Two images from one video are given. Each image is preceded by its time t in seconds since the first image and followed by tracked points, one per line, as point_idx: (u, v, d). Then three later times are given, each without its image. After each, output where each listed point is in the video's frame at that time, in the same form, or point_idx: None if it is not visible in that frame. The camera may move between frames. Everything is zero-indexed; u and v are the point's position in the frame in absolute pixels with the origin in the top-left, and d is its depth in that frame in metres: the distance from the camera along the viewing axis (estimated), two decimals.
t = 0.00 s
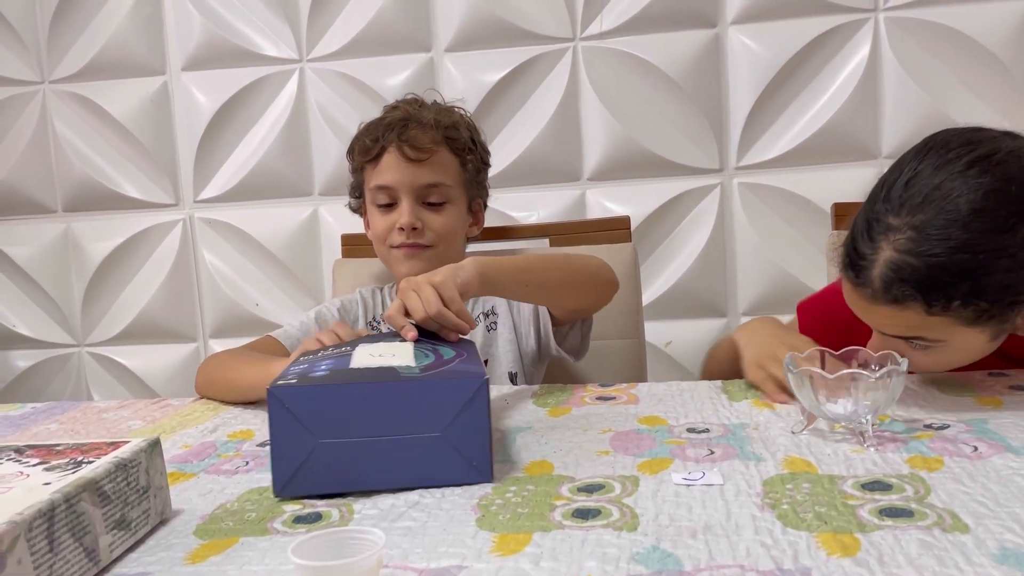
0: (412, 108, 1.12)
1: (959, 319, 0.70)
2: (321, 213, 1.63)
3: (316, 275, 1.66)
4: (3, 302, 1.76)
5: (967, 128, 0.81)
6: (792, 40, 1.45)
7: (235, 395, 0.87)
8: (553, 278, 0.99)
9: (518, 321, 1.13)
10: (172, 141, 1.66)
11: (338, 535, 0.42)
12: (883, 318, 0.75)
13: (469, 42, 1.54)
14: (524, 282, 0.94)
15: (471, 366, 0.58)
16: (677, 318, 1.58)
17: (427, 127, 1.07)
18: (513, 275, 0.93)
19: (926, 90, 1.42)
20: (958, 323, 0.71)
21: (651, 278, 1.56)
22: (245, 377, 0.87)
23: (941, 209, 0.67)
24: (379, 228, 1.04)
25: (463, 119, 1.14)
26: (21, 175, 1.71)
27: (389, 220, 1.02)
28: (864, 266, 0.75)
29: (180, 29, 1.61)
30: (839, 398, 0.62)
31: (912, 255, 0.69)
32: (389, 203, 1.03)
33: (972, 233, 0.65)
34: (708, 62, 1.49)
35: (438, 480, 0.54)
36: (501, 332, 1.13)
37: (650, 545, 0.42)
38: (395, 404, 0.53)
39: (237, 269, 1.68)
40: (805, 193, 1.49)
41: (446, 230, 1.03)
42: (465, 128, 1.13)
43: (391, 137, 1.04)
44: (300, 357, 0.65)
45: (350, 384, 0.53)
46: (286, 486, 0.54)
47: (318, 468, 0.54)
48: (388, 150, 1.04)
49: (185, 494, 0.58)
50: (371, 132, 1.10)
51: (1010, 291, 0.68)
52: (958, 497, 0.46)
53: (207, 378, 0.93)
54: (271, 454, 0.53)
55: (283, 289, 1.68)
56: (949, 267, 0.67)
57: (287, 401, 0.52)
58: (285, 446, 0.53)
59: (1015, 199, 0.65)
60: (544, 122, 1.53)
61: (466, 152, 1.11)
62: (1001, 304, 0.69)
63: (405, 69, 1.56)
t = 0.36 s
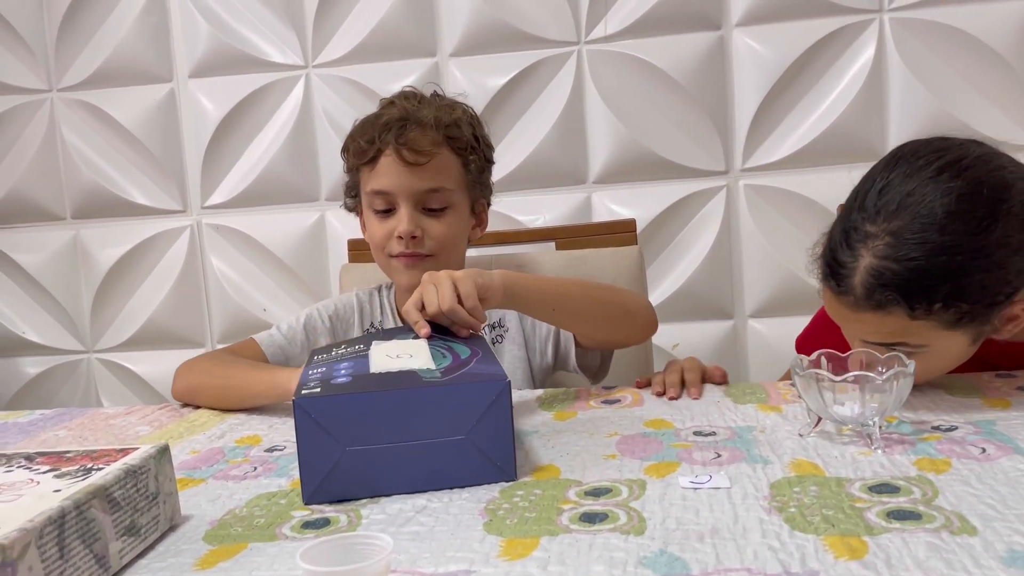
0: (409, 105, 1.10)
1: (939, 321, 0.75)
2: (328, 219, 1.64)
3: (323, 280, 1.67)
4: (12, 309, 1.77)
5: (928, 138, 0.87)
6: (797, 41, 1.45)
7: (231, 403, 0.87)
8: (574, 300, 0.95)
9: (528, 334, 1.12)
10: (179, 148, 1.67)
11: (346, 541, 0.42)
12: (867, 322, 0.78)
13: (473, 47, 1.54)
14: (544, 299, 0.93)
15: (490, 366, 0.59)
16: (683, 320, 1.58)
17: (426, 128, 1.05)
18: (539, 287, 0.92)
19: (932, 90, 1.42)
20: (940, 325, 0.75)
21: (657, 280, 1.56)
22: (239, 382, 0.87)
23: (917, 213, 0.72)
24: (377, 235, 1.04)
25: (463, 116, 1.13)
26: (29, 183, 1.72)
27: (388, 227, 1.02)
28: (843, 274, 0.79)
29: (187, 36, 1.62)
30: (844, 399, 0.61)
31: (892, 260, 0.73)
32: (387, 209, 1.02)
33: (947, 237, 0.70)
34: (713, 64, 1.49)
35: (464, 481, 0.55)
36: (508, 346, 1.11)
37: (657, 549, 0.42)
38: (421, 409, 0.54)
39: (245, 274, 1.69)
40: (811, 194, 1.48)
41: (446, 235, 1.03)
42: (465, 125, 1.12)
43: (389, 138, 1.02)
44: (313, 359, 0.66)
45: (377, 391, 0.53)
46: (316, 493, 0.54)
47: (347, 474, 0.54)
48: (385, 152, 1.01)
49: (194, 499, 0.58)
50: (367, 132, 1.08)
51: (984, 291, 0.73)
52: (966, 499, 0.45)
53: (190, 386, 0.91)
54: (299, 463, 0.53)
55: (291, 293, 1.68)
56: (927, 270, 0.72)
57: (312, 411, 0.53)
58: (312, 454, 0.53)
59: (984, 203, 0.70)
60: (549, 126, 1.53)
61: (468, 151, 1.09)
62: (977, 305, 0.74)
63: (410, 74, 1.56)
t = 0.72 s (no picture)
0: (412, 112, 1.09)
1: (903, 306, 0.76)
2: (335, 223, 1.65)
3: (331, 284, 1.68)
4: (23, 314, 1.79)
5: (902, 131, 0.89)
6: (803, 42, 1.45)
7: (239, 405, 0.87)
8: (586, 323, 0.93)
9: (532, 347, 1.09)
10: (188, 154, 1.68)
11: (355, 544, 0.43)
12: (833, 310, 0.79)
13: (479, 51, 1.55)
14: (554, 314, 0.91)
15: (495, 370, 0.59)
16: (691, 323, 1.57)
17: (431, 137, 1.04)
18: (555, 302, 0.92)
19: (939, 91, 1.41)
20: (904, 311, 0.77)
21: (664, 282, 1.56)
22: (245, 383, 0.88)
23: (878, 202, 0.74)
24: (382, 249, 1.03)
25: (466, 123, 1.12)
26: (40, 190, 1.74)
27: (393, 241, 1.01)
28: (810, 259, 0.82)
29: (195, 42, 1.63)
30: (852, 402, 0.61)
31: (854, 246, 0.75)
32: (390, 223, 1.01)
33: (906, 222, 0.72)
34: (718, 66, 1.49)
35: (471, 485, 0.56)
36: (511, 360, 1.09)
37: (666, 552, 0.42)
38: (428, 414, 0.54)
39: (253, 279, 1.70)
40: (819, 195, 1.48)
41: (452, 249, 1.02)
42: (469, 132, 1.11)
43: (392, 150, 1.01)
44: (316, 364, 0.66)
45: (384, 396, 0.53)
46: (324, 498, 0.54)
47: (354, 480, 0.54)
48: (388, 165, 1.00)
49: (205, 504, 0.59)
50: (368, 141, 1.07)
51: (946, 276, 0.75)
52: (974, 501, 0.45)
53: (184, 396, 0.90)
54: (307, 469, 0.54)
55: (299, 298, 1.69)
56: (888, 254, 0.74)
57: (319, 417, 0.53)
58: (319, 459, 0.54)
59: (943, 188, 0.72)
60: (555, 129, 1.53)
61: (472, 160, 1.09)
62: (939, 288, 0.75)
63: (417, 79, 1.57)
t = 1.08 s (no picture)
0: (461, 131, 1.05)
1: (808, 176, 0.94)
2: (344, 228, 1.66)
3: (340, 289, 1.69)
4: (35, 320, 1.81)
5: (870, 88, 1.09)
6: (810, 45, 1.45)
7: (244, 408, 0.88)
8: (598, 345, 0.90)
9: (539, 360, 1.08)
10: (197, 161, 1.69)
11: (365, 551, 0.43)
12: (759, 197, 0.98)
13: (486, 56, 1.55)
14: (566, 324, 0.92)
15: (502, 374, 0.59)
16: (699, 326, 1.57)
17: (479, 162, 1.00)
18: (568, 312, 0.93)
19: (947, 93, 1.41)
20: (808, 184, 0.94)
21: (672, 285, 1.56)
22: (248, 385, 0.88)
23: (788, 108, 0.99)
24: (410, 267, 1.00)
25: (512, 150, 1.09)
26: (51, 197, 1.75)
27: (424, 261, 0.98)
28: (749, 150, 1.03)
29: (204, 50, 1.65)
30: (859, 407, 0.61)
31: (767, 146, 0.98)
32: (424, 241, 0.97)
33: (817, 110, 0.95)
34: (725, 69, 1.49)
35: (477, 488, 0.56)
36: (520, 370, 1.06)
37: (671, 557, 0.42)
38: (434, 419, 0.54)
39: (263, 284, 1.71)
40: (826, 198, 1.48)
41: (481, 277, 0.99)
42: (513, 160, 1.08)
43: (440, 169, 0.97)
44: (329, 368, 0.67)
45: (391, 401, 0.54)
46: (331, 501, 0.55)
47: (362, 482, 0.55)
48: (434, 184, 0.96)
49: (215, 510, 0.59)
50: (411, 153, 1.02)
51: (848, 151, 0.93)
52: (981, 506, 0.45)
53: (185, 401, 0.90)
54: (315, 472, 0.54)
55: (308, 303, 1.70)
56: (792, 142, 0.95)
57: (327, 421, 0.53)
58: (328, 462, 0.54)
59: (861, 91, 0.94)
60: (562, 133, 1.54)
61: (513, 189, 1.06)
62: (843, 162, 0.93)
63: (424, 84, 1.58)
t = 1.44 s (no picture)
0: (469, 136, 1.04)
1: (755, 115, 1.09)
2: (354, 228, 1.66)
3: (350, 289, 1.69)
4: (46, 320, 1.82)
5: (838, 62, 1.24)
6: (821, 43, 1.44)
7: (249, 404, 0.88)
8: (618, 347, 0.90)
9: (551, 360, 1.08)
10: (207, 161, 1.70)
11: (376, 549, 0.44)
12: (715, 141, 1.14)
13: (495, 56, 1.55)
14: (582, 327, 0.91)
15: (508, 372, 0.59)
16: (709, 326, 1.57)
17: (484, 169, 1.00)
18: (584, 314, 0.92)
19: (960, 92, 1.40)
20: (755, 122, 1.09)
21: (682, 285, 1.56)
22: (253, 382, 0.89)
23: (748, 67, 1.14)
24: (415, 271, 1.00)
25: (523, 155, 1.07)
26: (62, 198, 1.76)
27: (428, 266, 0.97)
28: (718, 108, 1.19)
29: (214, 51, 1.65)
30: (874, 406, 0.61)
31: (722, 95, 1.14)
32: (428, 246, 0.97)
33: (769, 64, 1.10)
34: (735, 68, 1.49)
35: (485, 484, 0.56)
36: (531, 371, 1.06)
37: (685, 556, 0.42)
38: (439, 414, 0.54)
39: (273, 284, 1.72)
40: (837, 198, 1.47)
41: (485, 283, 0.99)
42: (523, 166, 1.07)
43: (445, 175, 0.97)
44: (338, 374, 0.67)
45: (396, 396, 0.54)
46: (340, 499, 0.55)
47: (369, 480, 0.55)
48: (438, 190, 0.96)
49: (226, 508, 0.59)
50: (418, 158, 1.02)
51: (790, 94, 1.07)
52: (998, 505, 0.45)
53: (191, 399, 0.90)
54: (322, 471, 0.55)
55: (318, 302, 1.70)
56: (746, 88, 1.11)
57: (332, 418, 0.54)
58: (334, 460, 0.54)
59: (807, 48, 1.09)
60: (571, 133, 1.54)
61: (521, 195, 1.05)
62: (785, 102, 1.07)
63: (433, 84, 1.58)
